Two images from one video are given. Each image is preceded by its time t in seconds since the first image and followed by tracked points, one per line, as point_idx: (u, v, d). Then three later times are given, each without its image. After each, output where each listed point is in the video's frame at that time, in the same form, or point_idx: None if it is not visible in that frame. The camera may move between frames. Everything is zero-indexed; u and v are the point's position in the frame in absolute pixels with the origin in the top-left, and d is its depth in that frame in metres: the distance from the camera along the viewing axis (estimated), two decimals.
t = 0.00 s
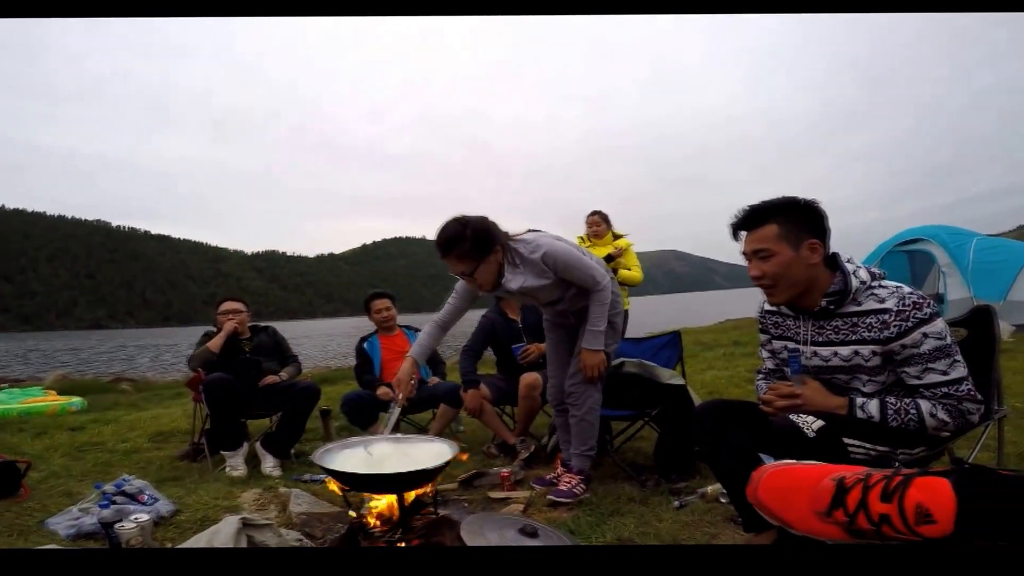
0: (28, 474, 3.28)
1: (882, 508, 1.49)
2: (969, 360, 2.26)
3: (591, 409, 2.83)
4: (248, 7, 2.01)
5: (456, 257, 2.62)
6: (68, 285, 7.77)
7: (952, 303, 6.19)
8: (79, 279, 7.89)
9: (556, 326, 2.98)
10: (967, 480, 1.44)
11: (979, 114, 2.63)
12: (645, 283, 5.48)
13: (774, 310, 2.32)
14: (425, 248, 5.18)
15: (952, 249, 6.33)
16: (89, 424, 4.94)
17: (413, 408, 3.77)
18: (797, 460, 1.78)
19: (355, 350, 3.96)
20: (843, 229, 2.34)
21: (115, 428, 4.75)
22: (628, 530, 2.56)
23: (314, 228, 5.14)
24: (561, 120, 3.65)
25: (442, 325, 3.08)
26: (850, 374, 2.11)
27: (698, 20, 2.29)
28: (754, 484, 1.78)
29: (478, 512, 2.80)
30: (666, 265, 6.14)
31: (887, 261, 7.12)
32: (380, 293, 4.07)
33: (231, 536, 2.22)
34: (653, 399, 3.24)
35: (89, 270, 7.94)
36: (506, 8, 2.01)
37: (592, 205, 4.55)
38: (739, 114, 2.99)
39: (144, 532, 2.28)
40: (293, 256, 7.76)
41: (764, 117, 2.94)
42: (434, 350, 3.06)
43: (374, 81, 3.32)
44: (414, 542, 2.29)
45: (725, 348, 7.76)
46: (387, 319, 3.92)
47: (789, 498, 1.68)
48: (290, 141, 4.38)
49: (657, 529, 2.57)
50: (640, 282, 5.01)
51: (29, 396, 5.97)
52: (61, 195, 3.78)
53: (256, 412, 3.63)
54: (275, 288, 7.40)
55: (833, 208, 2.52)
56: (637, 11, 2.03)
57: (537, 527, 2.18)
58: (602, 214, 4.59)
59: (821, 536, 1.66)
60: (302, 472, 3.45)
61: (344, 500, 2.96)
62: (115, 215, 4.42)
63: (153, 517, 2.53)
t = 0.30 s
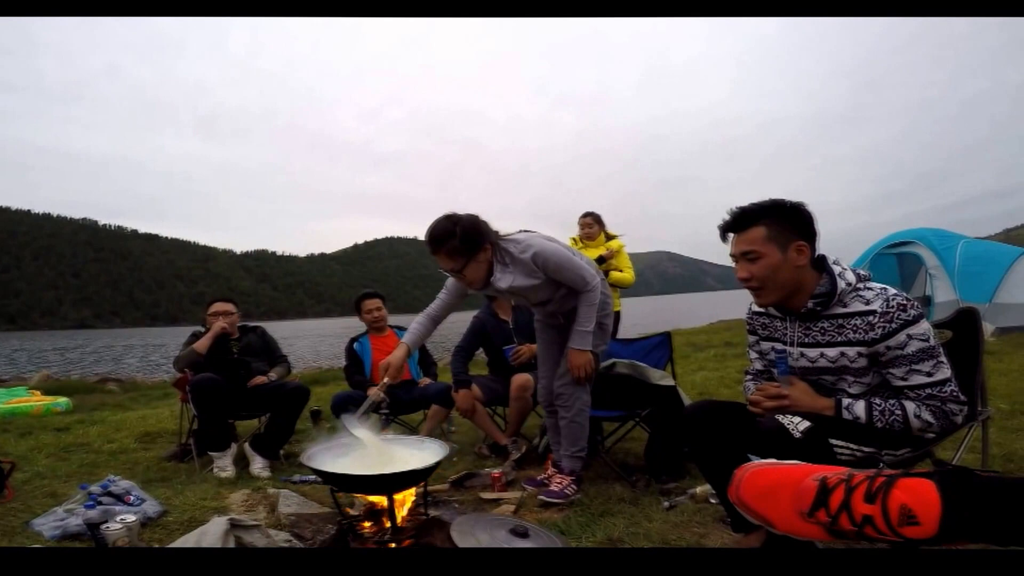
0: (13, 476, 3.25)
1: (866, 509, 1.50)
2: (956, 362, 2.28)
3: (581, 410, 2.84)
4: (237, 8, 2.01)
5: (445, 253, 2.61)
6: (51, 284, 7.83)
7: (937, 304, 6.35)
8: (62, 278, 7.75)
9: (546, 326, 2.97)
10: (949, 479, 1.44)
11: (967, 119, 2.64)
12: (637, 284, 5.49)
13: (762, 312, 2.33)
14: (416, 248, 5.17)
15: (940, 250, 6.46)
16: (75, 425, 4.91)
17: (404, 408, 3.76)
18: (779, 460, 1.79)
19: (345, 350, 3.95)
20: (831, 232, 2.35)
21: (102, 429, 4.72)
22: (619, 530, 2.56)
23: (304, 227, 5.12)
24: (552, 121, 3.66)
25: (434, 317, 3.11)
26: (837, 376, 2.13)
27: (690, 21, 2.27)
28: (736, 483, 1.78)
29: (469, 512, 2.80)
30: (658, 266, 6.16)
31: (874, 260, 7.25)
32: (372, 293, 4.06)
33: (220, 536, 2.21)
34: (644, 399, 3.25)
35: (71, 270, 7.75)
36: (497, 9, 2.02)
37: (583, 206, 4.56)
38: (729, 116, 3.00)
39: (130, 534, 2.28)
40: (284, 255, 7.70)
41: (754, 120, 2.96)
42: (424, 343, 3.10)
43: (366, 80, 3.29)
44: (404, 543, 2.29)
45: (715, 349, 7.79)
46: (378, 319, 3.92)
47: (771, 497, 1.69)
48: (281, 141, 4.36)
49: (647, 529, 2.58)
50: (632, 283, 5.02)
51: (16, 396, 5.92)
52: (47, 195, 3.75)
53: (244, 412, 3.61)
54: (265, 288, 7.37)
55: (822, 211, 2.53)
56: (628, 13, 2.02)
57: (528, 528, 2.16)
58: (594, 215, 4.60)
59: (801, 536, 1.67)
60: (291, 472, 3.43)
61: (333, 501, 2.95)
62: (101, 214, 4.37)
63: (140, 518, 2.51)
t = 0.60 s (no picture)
0: None
1: (848, 510, 1.51)
2: (942, 363, 2.29)
3: (571, 412, 2.85)
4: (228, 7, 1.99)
5: (432, 255, 2.65)
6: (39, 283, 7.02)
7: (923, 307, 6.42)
8: (49, 277, 6.94)
9: (537, 328, 2.98)
10: (930, 478, 1.45)
11: (958, 121, 2.66)
12: (629, 286, 5.50)
13: (751, 313, 2.34)
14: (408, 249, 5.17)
15: (927, 253, 6.54)
16: (61, 425, 4.86)
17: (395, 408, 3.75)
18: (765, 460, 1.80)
19: (336, 350, 3.94)
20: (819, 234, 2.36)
21: (88, 429, 4.68)
22: (610, 530, 2.56)
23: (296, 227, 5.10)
24: (545, 122, 3.66)
25: (427, 318, 3.14)
26: (824, 377, 2.14)
27: (682, 22, 2.27)
28: (720, 484, 1.79)
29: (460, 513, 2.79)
30: (650, 268, 6.17)
31: (863, 262, 7.31)
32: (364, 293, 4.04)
33: (208, 538, 2.18)
34: (634, 400, 3.26)
35: (59, 267, 6.95)
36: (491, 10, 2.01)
37: (576, 207, 4.57)
38: (720, 118, 3.01)
39: (118, 535, 2.24)
40: (275, 255, 7.64)
41: (746, 122, 2.96)
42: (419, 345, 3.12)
43: (357, 79, 3.27)
44: (395, 543, 2.28)
45: (707, 351, 7.81)
46: (368, 319, 3.91)
47: (756, 498, 1.71)
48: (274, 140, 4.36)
49: (638, 529, 2.59)
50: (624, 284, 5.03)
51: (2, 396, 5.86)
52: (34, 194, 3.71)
53: (233, 413, 3.59)
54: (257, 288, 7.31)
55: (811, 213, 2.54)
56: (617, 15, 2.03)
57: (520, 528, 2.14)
58: (587, 216, 4.61)
59: (787, 537, 1.68)
60: (280, 473, 3.42)
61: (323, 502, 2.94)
62: (89, 213, 4.33)
63: (126, 519, 2.49)
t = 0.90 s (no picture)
0: None
1: (829, 509, 1.51)
2: (928, 365, 2.31)
3: (560, 414, 2.85)
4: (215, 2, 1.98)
5: (414, 259, 2.70)
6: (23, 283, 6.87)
7: (912, 308, 6.45)
8: (34, 276, 6.78)
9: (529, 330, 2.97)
10: (907, 479, 1.45)
11: (946, 125, 2.68)
12: (621, 287, 5.51)
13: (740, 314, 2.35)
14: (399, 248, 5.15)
15: (916, 255, 6.59)
16: (46, 426, 4.82)
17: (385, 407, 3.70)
18: (756, 461, 1.81)
19: (326, 350, 3.92)
20: (808, 236, 2.37)
21: (73, 429, 4.64)
22: (600, 531, 2.57)
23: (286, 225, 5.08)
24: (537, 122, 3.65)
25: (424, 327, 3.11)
26: (811, 378, 2.15)
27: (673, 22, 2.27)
28: (713, 485, 1.84)
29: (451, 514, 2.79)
30: (642, 268, 6.19)
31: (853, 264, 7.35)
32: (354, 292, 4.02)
33: (194, 538, 2.17)
34: (625, 401, 3.26)
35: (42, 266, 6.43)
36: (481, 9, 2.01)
37: (567, 208, 4.57)
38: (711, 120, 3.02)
39: (102, 535, 2.30)
40: (265, 254, 7.57)
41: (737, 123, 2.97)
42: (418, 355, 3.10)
43: (346, 77, 3.26)
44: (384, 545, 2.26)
45: (698, 351, 7.83)
46: (359, 319, 3.89)
47: (746, 498, 1.73)
48: (265, 138, 4.34)
49: (629, 530, 2.59)
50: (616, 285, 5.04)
51: None
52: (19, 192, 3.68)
53: (221, 413, 3.57)
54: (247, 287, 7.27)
55: (800, 215, 2.56)
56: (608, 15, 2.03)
57: (511, 529, 2.13)
58: (579, 217, 4.61)
59: (778, 538, 1.69)
60: (269, 474, 3.41)
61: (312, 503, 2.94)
62: (76, 211, 4.29)
63: (112, 520, 2.48)
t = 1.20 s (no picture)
0: None
1: (813, 511, 1.52)
2: (915, 367, 2.33)
3: (547, 417, 2.86)
4: None
5: (393, 267, 2.78)
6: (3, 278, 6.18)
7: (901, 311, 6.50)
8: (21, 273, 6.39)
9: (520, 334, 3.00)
10: (887, 481, 1.47)
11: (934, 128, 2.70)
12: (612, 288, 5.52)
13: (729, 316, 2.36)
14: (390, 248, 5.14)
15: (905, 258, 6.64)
16: (31, 426, 4.77)
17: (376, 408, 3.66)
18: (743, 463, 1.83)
19: (316, 351, 3.91)
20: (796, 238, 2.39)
21: (59, 430, 4.60)
22: (591, 533, 2.57)
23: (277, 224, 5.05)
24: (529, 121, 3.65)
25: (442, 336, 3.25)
26: (799, 380, 2.16)
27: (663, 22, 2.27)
28: (699, 487, 1.85)
29: (441, 516, 2.78)
30: (634, 270, 6.20)
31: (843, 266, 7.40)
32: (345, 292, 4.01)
33: (181, 539, 2.16)
34: (616, 402, 3.27)
35: (31, 263, 6.26)
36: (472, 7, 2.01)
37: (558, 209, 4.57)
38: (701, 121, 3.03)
39: (88, 536, 2.27)
40: (256, 253, 7.54)
41: (727, 125, 2.98)
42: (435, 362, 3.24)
43: (336, 75, 3.24)
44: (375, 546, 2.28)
45: (689, 353, 7.86)
46: (349, 319, 3.88)
47: (732, 501, 1.74)
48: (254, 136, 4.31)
49: (619, 532, 2.59)
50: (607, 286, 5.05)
51: None
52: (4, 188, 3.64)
53: (209, 414, 3.56)
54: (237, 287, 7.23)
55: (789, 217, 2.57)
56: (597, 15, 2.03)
57: (501, 531, 2.15)
58: (571, 218, 4.62)
59: (766, 540, 1.69)
60: (258, 475, 3.39)
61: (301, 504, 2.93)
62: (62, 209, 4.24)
63: (98, 521, 2.46)
